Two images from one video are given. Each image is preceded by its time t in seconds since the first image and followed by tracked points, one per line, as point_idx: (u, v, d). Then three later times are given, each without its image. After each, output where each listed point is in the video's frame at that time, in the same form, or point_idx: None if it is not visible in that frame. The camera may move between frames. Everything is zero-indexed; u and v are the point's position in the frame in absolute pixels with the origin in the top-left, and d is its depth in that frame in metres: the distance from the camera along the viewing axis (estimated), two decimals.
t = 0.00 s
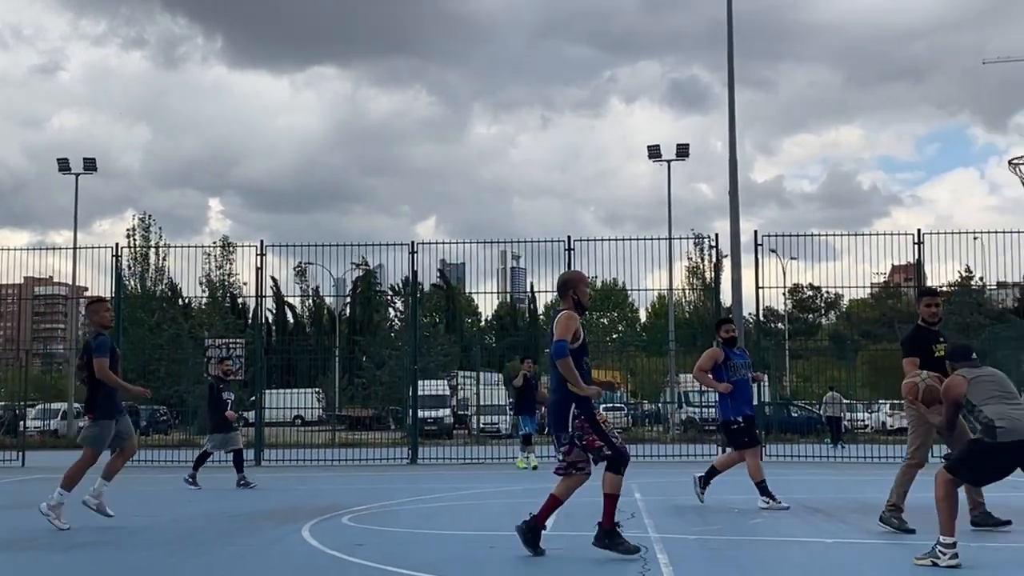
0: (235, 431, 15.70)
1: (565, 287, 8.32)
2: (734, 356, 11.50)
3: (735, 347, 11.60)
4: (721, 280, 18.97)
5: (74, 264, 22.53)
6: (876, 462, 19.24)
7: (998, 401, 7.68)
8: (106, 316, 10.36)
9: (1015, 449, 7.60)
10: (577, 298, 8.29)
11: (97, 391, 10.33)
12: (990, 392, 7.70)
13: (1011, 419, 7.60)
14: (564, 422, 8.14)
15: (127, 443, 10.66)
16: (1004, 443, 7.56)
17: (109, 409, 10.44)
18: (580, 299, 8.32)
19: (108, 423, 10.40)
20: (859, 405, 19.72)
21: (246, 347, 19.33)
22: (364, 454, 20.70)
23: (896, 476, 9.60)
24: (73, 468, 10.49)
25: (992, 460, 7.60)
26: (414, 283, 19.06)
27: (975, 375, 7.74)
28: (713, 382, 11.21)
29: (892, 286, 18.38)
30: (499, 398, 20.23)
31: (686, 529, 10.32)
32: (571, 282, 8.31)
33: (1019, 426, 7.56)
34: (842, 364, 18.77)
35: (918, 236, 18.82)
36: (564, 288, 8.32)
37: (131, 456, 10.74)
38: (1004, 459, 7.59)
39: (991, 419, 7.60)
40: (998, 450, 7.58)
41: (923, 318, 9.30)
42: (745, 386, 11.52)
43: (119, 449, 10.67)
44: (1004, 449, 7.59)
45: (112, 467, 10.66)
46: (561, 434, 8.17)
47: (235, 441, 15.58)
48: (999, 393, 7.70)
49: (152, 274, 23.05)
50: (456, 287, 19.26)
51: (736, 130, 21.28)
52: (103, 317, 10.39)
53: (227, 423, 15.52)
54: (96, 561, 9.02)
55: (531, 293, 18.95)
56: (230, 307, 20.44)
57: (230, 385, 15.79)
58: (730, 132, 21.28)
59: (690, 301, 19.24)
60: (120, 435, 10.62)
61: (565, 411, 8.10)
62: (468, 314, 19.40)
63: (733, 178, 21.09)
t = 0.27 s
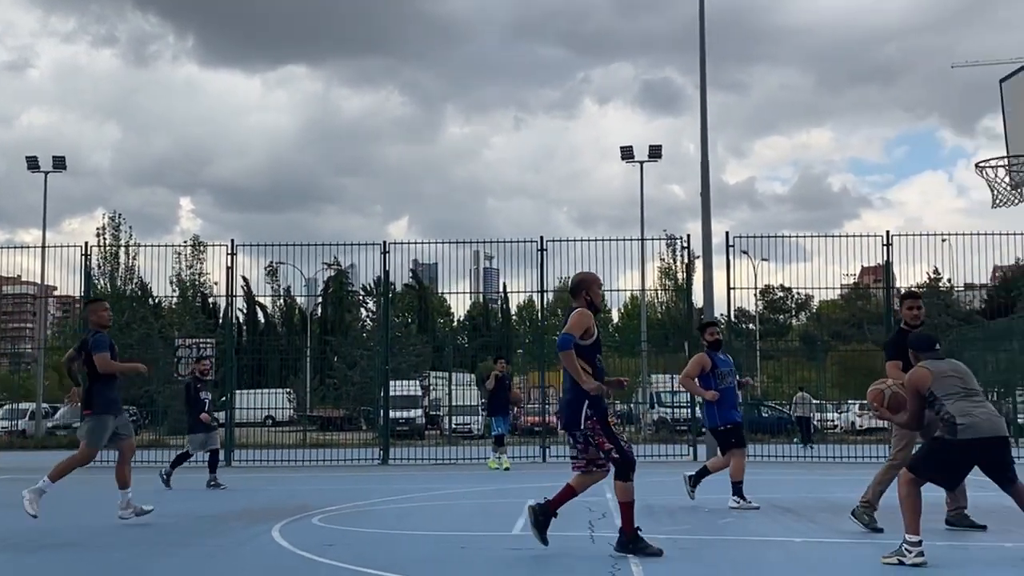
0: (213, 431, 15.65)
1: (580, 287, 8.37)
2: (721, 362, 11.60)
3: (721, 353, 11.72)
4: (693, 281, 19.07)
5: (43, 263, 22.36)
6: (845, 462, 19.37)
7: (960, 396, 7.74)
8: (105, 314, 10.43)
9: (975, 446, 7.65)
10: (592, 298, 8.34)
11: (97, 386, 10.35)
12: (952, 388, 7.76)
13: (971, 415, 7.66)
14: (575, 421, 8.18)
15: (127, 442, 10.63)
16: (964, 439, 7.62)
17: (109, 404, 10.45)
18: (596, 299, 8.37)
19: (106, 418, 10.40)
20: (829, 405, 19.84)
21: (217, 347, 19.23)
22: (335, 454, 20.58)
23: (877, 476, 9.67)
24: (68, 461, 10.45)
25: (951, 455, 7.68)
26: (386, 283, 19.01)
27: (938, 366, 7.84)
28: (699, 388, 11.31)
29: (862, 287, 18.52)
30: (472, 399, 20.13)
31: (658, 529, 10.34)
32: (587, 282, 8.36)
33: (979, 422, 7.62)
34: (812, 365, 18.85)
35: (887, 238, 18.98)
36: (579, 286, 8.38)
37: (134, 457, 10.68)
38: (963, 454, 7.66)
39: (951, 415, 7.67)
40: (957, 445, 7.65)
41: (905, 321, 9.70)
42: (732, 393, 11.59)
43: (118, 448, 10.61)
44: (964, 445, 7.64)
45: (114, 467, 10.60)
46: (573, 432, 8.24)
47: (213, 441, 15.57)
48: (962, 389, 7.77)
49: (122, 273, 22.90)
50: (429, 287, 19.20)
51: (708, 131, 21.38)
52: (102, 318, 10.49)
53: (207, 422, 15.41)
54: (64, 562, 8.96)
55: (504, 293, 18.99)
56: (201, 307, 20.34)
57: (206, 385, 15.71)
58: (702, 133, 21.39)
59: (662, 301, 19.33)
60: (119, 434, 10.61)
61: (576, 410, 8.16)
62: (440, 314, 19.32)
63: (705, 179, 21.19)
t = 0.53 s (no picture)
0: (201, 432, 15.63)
1: (587, 290, 8.41)
2: (713, 362, 11.62)
3: (714, 353, 11.75)
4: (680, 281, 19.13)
5: (29, 263, 22.29)
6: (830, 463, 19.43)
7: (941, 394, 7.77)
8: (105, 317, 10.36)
9: (955, 442, 7.69)
10: (599, 300, 8.37)
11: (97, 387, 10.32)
12: (933, 384, 7.80)
13: (952, 412, 7.70)
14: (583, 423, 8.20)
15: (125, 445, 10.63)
16: (945, 436, 7.65)
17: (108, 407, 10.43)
18: (603, 302, 8.40)
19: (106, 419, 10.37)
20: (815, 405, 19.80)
21: (203, 347, 19.26)
22: (321, 456, 20.39)
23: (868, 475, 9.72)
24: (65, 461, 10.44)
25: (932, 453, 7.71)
26: (372, 283, 18.98)
27: (917, 363, 7.89)
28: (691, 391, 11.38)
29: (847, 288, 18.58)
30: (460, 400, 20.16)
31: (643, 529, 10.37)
32: (594, 284, 8.40)
33: (959, 419, 7.66)
34: (798, 365, 18.96)
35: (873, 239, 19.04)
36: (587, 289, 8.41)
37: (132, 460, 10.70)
38: (943, 451, 7.69)
39: (932, 413, 7.70)
40: (938, 443, 7.69)
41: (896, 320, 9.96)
42: (724, 394, 11.64)
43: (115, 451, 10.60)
44: (944, 442, 7.68)
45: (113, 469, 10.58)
46: (579, 434, 8.26)
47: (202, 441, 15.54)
48: (942, 386, 7.81)
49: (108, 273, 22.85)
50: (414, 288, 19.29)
51: (695, 133, 21.42)
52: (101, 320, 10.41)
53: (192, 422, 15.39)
54: (47, 562, 8.95)
55: (491, 294, 19.00)
56: (186, 307, 20.33)
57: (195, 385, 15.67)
58: (689, 134, 21.42)
59: (649, 302, 19.36)
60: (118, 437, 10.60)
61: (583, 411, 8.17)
62: (427, 315, 19.48)
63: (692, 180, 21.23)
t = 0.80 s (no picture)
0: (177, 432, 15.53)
1: (599, 292, 8.69)
2: (699, 360, 11.69)
3: (699, 351, 11.81)
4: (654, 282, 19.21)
5: None
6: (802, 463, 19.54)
7: (902, 388, 7.85)
8: (106, 328, 10.35)
9: (916, 436, 7.80)
10: (611, 302, 8.65)
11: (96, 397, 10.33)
12: (895, 378, 7.87)
13: (914, 405, 7.80)
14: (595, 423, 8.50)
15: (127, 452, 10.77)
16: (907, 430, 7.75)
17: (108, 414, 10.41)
18: (614, 303, 8.69)
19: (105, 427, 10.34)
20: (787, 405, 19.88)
21: (175, 347, 19.13)
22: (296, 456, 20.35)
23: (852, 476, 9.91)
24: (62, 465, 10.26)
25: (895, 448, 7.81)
26: (346, 283, 18.97)
27: (879, 354, 7.93)
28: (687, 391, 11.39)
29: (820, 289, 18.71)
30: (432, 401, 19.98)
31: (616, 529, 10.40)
32: (606, 286, 8.67)
33: (920, 413, 7.76)
34: (771, 365, 19.17)
35: (845, 241, 19.17)
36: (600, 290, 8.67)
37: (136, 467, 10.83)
38: (906, 446, 7.80)
39: (895, 407, 7.77)
40: (900, 437, 7.79)
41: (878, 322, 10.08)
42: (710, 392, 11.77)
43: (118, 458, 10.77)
44: (906, 436, 7.78)
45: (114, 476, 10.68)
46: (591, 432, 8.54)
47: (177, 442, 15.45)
48: (903, 379, 7.89)
49: (78, 272, 22.68)
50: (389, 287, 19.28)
51: (669, 134, 21.51)
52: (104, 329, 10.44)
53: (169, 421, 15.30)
54: (19, 563, 8.89)
55: (465, 294, 19.00)
56: (159, 307, 20.20)
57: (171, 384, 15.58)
58: (663, 136, 21.52)
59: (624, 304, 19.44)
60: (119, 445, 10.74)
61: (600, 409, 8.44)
62: (401, 315, 19.44)
63: (666, 182, 21.31)
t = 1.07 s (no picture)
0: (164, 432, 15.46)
1: (606, 294, 8.57)
2: (693, 359, 11.74)
3: (694, 350, 11.85)
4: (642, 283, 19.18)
5: None
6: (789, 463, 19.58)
7: (884, 386, 7.88)
8: (106, 334, 10.32)
9: (898, 435, 7.84)
10: (618, 304, 8.55)
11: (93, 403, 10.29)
12: (878, 376, 7.89)
13: (896, 404, 7.83)
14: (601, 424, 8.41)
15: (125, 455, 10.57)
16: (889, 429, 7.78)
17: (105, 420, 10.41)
18: (621, 305, 8.58)
19: (104, 434, 10.35)
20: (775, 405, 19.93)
21: (162, 347, 18.98)
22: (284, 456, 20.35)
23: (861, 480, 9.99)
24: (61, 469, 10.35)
25: (877, 447, 7.84)
26: (333, 283, 18.95)
27: (863, 351, 7.95)
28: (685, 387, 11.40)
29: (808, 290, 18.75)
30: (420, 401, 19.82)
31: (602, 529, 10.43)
32: (614, 288, 8.56)
33: (902, 412, 7.79)
34: (758, 366, 19.23)
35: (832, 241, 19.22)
36: (608, 292, 8.56)
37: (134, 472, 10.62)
38: (888, 445, 7.83)
39: (878, 407, 7.80)
40: (883, 436, 7.81)
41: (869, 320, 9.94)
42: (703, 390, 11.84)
43: (119, 461, 10.61)
44: (888, 435, 7.81)
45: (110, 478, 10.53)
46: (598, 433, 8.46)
47: (164, 442, 15.38)
48: (887, 378, 7.91)
49: (64, 271, 22.57)
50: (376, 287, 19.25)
51: (657, 135, 21.54)
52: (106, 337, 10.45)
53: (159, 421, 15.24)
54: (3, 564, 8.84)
55: (453, 294, 18.95)
56: (145, 307, 20.10)
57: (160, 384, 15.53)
58: (651, 137, 21.54)
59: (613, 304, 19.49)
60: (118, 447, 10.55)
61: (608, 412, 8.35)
62: (389, 315, 19.46)
63: (654, 182, 21.33)
